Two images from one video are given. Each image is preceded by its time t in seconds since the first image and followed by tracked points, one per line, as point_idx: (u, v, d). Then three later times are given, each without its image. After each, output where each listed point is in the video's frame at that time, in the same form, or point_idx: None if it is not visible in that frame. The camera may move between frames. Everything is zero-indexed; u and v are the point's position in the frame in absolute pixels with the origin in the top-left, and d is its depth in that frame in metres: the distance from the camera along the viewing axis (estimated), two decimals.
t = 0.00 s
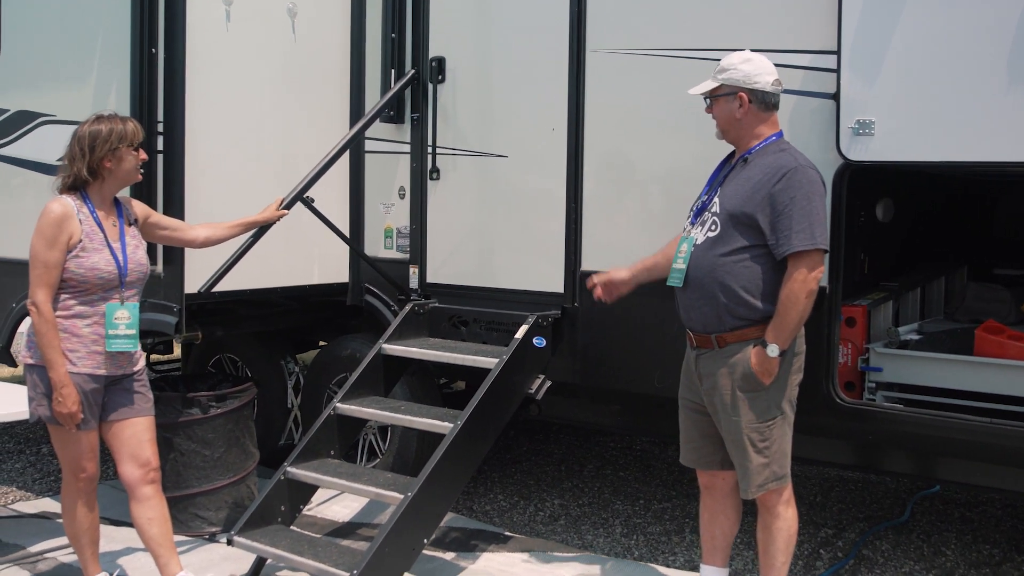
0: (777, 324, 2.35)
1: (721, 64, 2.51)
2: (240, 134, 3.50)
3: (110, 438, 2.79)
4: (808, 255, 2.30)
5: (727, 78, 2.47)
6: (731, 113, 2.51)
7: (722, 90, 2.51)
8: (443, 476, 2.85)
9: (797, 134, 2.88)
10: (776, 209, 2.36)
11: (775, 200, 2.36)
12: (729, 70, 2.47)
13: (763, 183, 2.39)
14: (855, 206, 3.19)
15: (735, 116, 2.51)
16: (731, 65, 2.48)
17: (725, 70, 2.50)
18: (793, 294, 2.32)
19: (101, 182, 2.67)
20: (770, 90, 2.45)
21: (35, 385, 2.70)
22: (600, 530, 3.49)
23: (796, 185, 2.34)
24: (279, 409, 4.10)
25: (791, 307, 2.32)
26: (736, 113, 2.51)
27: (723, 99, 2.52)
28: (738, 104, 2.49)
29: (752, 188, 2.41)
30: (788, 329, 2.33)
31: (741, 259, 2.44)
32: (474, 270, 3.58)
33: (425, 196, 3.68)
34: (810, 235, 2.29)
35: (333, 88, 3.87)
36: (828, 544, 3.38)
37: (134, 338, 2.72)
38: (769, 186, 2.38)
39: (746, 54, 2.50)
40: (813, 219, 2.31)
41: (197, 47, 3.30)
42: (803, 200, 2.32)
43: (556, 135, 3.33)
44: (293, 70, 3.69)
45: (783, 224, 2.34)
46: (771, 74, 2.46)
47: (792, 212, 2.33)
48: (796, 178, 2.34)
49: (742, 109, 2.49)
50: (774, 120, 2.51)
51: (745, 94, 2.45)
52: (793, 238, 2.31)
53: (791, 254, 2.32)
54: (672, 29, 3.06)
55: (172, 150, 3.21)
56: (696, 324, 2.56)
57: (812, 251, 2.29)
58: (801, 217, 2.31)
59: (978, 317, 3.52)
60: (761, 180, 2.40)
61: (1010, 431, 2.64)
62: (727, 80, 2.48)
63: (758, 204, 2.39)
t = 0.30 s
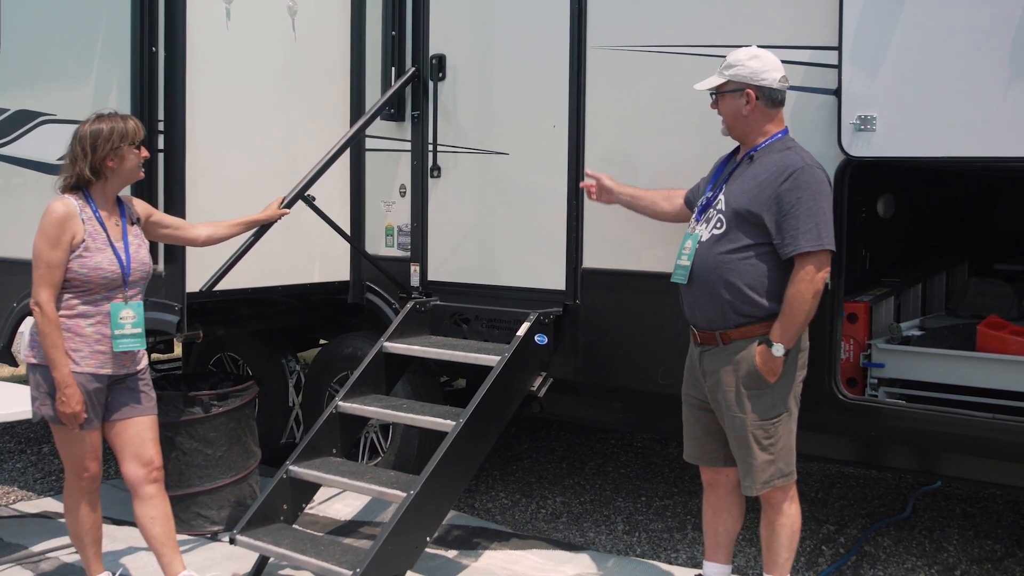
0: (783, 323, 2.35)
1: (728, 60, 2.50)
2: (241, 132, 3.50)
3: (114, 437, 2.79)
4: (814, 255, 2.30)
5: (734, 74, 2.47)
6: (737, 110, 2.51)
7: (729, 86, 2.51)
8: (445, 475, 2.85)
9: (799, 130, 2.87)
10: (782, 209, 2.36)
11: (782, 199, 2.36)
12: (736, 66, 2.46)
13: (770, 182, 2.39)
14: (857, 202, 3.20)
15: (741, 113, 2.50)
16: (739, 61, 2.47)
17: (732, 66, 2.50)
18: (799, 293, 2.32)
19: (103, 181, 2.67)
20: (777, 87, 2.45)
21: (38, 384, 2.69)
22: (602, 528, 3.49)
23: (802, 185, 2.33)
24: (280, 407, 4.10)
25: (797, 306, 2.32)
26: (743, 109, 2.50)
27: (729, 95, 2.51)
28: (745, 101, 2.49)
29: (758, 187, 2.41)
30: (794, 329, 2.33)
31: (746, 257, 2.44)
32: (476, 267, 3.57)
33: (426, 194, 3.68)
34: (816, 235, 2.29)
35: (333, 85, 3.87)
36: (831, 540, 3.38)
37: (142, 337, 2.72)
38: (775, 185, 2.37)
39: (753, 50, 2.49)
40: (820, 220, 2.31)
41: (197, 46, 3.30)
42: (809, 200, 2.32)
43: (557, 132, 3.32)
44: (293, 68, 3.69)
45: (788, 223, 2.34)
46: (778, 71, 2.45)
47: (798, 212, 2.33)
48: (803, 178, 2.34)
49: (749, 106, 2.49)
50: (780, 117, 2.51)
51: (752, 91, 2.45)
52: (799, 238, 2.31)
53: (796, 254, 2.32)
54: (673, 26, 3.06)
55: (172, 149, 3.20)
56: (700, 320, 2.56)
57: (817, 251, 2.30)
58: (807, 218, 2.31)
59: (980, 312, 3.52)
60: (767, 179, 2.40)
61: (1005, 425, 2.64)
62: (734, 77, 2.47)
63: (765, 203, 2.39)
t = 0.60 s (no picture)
0: (783, 320, 2.35)
1: (725, 59, 2.50)
2: (239, 133, 3.50)
3: (114, 438, 2.78)
4: (815, 251, 2.31)
5: (733, 73, 2.46)
6: (738, 108, 2.50)
7: (727, 85, 2.50)
8: (445, 474, 2.84)
9: (795, 128, 2.87)
10: (783, 206, 2.36)
11: (783, 196, 2.36)
12: (735, 64, 2.46)
13: (770, 179, 2.39)
14: (855, 200, 3.22)
15: (742, 111, 2.50)
16: (737, 59, 2.47)
17: (729, 64, 2.49)
18: (800, 290, 2.32)
19: (102, 183, 2.66)
20: (777, 82, 2.45)
21: (38, 385, 2.69)
22: (602, 526, 3.49)
23: (803, 182, 2.34)
24: (279, 408, 4.10)
25: (798, 303, 2.32)
26: (744, 107, 2.50)
27: (729, 94, 2.50)
28: (745, 98, 2.48)
29: (759, 184, 2.41)
30: (794, 326, 2.33)
31: (747, 254, 2.44)
32: (474, 267, 3.57)
33: (425, 193, 3.68)
34: (817, 231, 2.30)
35: (331, 85, 3.87)
36: (831, 537, 3.38)
37: (141, 338, 2.73)
38: (776, 182, 2.38)
39: (750, 48, 2.49)
40: (820, 216, 2.31)
41: (196, 46, 3.30)
42: (810, 197, 2.32)
43: (555, 131, 3.32)
44: (291, 68, 3.69)
45: (790, 220, 2.34)
46: (776, 67, 2.45)
47: (799, 209, 2.33)
48: (803, 175, 2.34)
49: (750, 103, 2.48)
50: (779, 114, 2.52)
51: (753, 88, 2.45)
52: (800, 235, 2.31)
53: (797, 251, 2.32)
54: (670, 24, 3.05)
55: (170, 150, 3.21)
56: (700, 318, 2.56)
57: (818, 247, 2.30)
58: (808, 215, 2.31)
59: (979, 309, 3.53)
60: (768, 176, 2.40)
61: (1012, 423, 2.63)
62: (733, 75, 2.47)
63: (765, 200, 2.39)
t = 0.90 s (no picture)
0: (790, 313, 2.35)
1: (719, 58, 2.50)
2: (239, 135, 3.50)
3: (116, 441, 2.79)
4: (820, 242, 2.31)
5: (731, 70, 2.46)
6: (739, 105, 2.49)
7: (725, 84, 2.49)
8: (448, 473, 2.85)
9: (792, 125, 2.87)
10: (786, 199, 2.36)
11: (786, 189, 2.36)
12: (730, 63, 2.46)
13: (772, 173, 2.39)
14: (855, 196, 3.25)
15: (743, 108, 2.49)
16: (732, 57, 2.47)
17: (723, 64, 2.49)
18: (806, 282, 2.33)
19: (101, 186, 2.66)
20: (773, 77, 2.47)
21: (39, 389, 2.70)
22: (605, 524, 3.49)
23: (805, 174, 2.34)
24: (282, 409, 4.11)
25: (804, 295, 2.33)
26: (744, 104, 2.49)
27: (727, 92, 2.49)
28: (745, 95, 2.48)
29: (761, 179, 2.41)
30: (802, 319, 2.34)
31: (752, 249, 2.44)
32: (474, 266, 3.58)
33: (425, 193, 3.68)
34: (822, 222, 2.30)
35: (330, 85, 3.86)
36: (834, 533, 3.39)
37: (139, 342, 2.73)
38: (778, 176, 2.38)
39: (740, 45, 2.51)
40: (824, 207, 2.32)
41: (195, 48, 3.30)
42: (813, 188, 2.33)
43: (554, 130, 3.32)
44: (289, 70, 3.69)
45: (794, 213, 2.35)
46: (769, 62, 2.48)
47: (803, 200, 2.33)
48: (805, 167, 2.35)
49: (750, 100, 2.48)
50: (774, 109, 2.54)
51: (752, 84, 2.45)
52: (805, 226, 2.31)
53: (802, 243, 2.32)
54: (668, 22, 3.05)
55: (170, 153, 3.21)
56: (705, 317, 2.56)
57: (823, 238, 2.30)
58: (812, 206, 2.32)
59: (979, 304, 3.53)
60: (769, 170, 2.40)
61: (1013, 418, 2.63)
62: (729, 73, 2.46)
63: (768, 194, 2.39)
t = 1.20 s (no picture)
0: (797, 315, 2.35)
1: (719, 63, 2.50)
2: (246, 134, 3.51)
3: (122, 439, 2.79)
4: (827, 243, 2.31)
5: (731, 75, 2.46)
6: (739, 109, 2.50)
7: (725, 89, 2.50)
8: (454, 472, 2.85)
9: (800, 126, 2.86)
10: (793, 200, 2.36)
11: (792, 190, 2.36)
12: (731, 68, 2.46)
13: (779, 174, 2.39)
14: (861, 198, 3.25)
15: (744, 112, 2.49)
16: (732, 62, 2.47)
17: (724, 69, 2.50)
18: (813, 283, 2.32)
19: (108, 185, 2.67)
20: (774, 80, 2.45)
21: (46, 387, 2.70)
22: (611, 525, 3.49)
23: (810, 174, 2.34)
24: (288, 408, 4.12)
25: (811, 296, 2.33)
26: (745, 108, 2.49)
27: (728, 97, 2.50)
28: (746, 99, 2.48)
29: (768, 180, 2.41)
30: (808, 320, 2.34)
31: (759, 250, 2.44)
32: (481, 266, 3.58)
33: (433, 193, 3.69)
34: (828, 222, 2.29)
35: (337, 85, 3.87)
36: (839, 535, 3.38)
37: (145, 341, 2.73)
38: (784, 177, 2.38)
39: (742, 48, 2.50)
40: (830, 206, 2.31)
41: (203, 48, 3.31)
42: (819, 188, 2.32)
43: (561, 131, 3.32)
44: (297, 69, 3.69)
45: (800, 213, 2.34)
46: (771, 65, 2.46)
47: (809, 201, 2.33)
48: (811, 167, 2.34)
49: (751, 104, 2.48)
50: (779, 112, 2.52)
51: (751, 88, 2.45)
52: (811, 227, 2.31)
53: (808, 244, 2.32)
54: (677, 23, 3.05)
55: (178, 152, 3.22)
56: (713, 318, 2.56)
57: (830, 239, 2.30)
58: (818, 206, 2.31)
59: (987, 307, 3.52)
60: (776, 171, 2.40)
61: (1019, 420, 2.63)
62: (730, 78, 2.46)
63: (775, 195, 2.39)
